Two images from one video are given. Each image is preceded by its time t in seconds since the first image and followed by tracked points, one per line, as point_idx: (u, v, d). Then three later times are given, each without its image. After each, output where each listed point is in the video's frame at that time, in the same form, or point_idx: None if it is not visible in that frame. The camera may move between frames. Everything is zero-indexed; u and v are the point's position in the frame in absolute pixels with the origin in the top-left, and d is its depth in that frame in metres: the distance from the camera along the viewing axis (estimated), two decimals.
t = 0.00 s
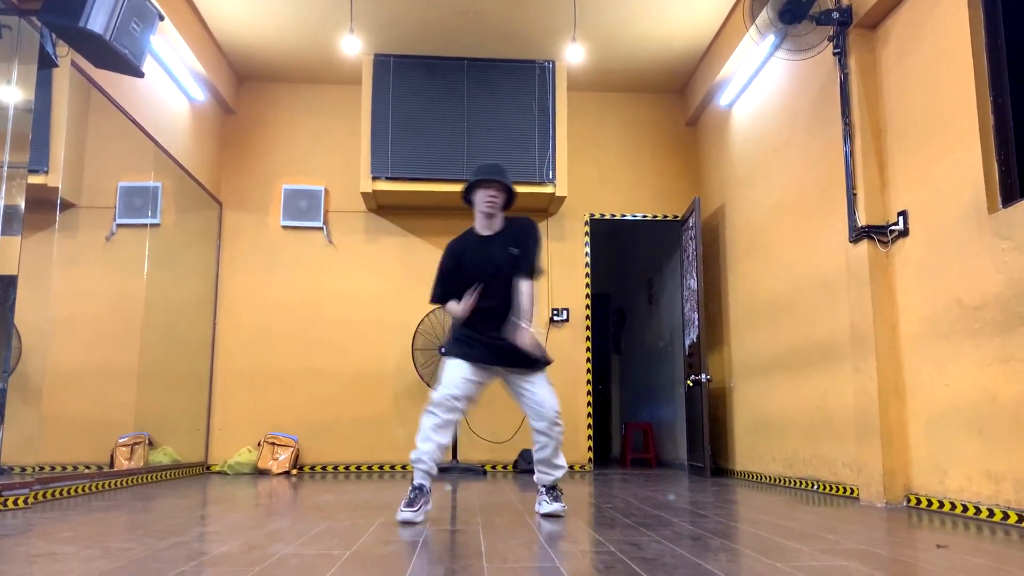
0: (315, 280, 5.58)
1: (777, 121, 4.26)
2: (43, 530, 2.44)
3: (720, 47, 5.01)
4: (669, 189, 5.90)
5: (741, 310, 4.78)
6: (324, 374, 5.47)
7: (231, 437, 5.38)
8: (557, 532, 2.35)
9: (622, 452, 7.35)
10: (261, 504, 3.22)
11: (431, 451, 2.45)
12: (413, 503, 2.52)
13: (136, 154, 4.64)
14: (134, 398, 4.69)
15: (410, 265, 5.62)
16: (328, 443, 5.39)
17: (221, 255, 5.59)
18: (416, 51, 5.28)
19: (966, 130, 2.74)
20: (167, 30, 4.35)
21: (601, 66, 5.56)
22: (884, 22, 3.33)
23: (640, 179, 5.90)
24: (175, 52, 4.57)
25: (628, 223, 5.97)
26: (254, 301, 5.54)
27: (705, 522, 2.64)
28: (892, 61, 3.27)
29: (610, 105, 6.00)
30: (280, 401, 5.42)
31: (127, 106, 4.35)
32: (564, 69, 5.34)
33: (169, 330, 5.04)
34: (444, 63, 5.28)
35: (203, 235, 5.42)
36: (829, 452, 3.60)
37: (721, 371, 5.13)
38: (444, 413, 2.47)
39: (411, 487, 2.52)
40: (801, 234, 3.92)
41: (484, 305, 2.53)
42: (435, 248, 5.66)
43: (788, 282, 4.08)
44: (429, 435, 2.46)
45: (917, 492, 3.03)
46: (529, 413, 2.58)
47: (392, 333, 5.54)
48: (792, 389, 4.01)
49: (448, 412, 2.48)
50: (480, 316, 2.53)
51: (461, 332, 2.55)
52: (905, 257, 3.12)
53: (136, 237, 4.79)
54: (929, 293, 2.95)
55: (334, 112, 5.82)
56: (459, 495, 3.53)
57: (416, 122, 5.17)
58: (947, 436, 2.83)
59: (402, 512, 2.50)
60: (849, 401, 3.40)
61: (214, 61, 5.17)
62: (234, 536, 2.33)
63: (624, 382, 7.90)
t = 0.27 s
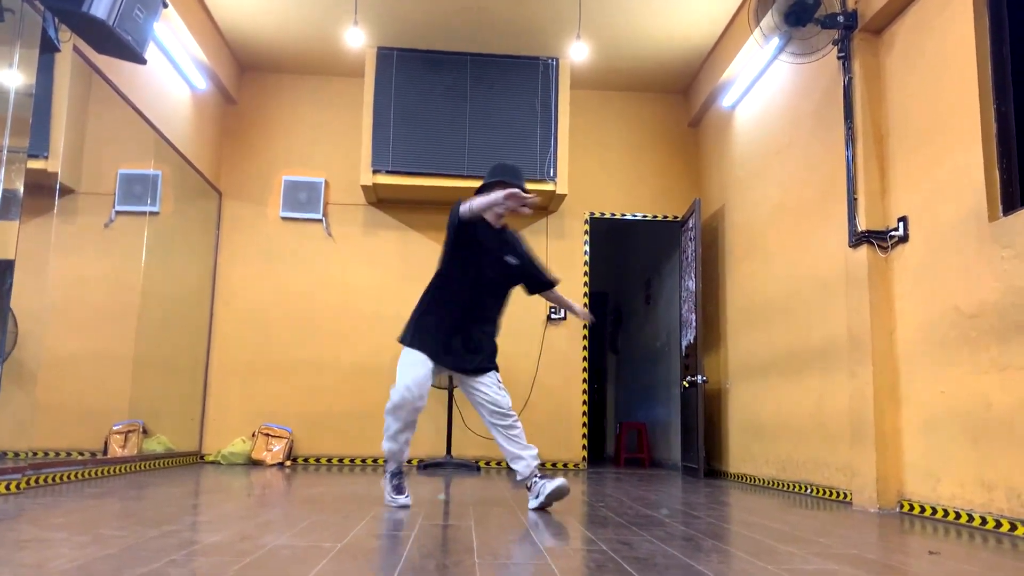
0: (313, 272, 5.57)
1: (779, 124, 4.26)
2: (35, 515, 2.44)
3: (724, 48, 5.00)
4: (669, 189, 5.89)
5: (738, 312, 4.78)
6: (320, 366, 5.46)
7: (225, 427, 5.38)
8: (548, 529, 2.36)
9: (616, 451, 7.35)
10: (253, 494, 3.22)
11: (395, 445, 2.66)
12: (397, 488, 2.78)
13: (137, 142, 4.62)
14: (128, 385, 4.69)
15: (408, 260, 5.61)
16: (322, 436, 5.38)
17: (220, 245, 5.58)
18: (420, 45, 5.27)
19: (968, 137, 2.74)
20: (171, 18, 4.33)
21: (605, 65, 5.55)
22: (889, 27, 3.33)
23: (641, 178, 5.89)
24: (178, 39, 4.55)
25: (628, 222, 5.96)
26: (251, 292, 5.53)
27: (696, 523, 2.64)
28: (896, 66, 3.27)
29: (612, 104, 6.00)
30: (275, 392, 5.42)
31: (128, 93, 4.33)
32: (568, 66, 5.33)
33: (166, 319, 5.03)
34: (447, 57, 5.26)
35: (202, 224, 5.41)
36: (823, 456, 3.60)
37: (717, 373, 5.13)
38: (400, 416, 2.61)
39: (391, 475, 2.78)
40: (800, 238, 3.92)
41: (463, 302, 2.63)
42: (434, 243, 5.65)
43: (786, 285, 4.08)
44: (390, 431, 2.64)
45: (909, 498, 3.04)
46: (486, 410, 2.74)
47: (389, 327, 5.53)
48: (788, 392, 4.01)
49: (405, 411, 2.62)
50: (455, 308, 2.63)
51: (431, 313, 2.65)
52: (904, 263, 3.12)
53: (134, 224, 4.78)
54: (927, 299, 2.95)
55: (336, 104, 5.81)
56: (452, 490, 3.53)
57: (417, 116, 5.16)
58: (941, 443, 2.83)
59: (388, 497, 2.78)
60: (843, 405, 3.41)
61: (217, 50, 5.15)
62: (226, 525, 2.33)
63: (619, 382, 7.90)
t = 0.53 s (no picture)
0: (313, 263, 5.56)
1: (785, 133, 4.26)
2: (26, 497, 2.43)
3: (732, 54, 5.00)
4: (672, 194, 5.89)
5: (736, 319, 4.78)
6: (317, 358, 5.46)
7: (220, 415, 5.37)
8: (538, 530, 2.35)
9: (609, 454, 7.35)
10: (245, 484, 3.22)
11: (391, 448, 2.69)
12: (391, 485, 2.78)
13: (141, 127, 4.62)
14: (124, 371, 4.68)
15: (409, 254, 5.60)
16: (316, 428, 5.38)
17: (220, 234, 5.57)
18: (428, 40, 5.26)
19: (973, 152, 2.73)
20: (180, 4, 4.33)
21: (613, 67, 5.54)
22: (898, 39, 3.33)
23: (644, 182, 5.89)
24: (186, 26, 4.54)
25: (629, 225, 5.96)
26: (251, 281, 5.53)
27: (687, 528, 2.64)
28: (903, 78, 3.27)
29: (618, 106, 5.99)
30: (271, 382, 5.42)
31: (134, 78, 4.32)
32: (575, 67, 5.33)
33: (164, 305, 5.03)
34: (455, 54, 5.26)
35: (203, 212, 5.40)
36: (816, 466, 3.60)
37: (713, 379, 5.13)
38: (398, 424, 2.63)
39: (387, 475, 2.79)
40: (801, 247, 3.92)
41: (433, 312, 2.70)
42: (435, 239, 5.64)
43: (786, 294, 4.08)
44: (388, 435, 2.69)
45: (901, 511, 3.04)
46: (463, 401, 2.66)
47: (387, 321, 5.52)
48: (783, 401, 4.01)
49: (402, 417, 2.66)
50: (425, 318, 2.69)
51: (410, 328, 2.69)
52: (904, 276, 3.12)
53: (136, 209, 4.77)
54: (926, 312, 2.95)
55: (342, 96, 5.80)
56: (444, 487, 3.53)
57: (423, 112, 5.16)
58: (935, 457, 2.83)
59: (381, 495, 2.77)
60: (838, 416, 3.41)
61: (225, 38, 5.15)
62: (217, 514, 2.32)
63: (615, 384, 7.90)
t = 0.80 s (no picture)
0: (314, 256, 5.56)
1: (792, 145, 4.25)
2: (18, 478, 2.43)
3: (743, 65, 5.00)
4: (676, 201, 5.89)
5: (736, 329, 4.78)
6: (315, 351, 5.45)
7: (215, 404, 5.37)
8: (530, 532, 2.35)
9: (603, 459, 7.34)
10: (238, 474, 3.22)
11: (387, 431, 2.73)
12: (382, 481, 2.77)
13: (149, 113, 4.62)
14: (122, 356, 4.68)
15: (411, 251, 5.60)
16: (311, 421, 5.37)
17: (223, 222, 5.57)
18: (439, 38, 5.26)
19: (979, 172, 2.73)
20: None
21: (622, 72, 5.54)
22: (909, 57, 3.33)
23: (649, 188, 5.89)
24: (198, 14, 4.55)
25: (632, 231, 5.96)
26: (251, 271, 5.53)
27: (678, 537, 2.64)
28: (912, 96, 3.27)
29: (626, 112, 5.99)
30: (268, 373, 5.41)
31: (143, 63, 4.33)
32: (585, 70, 5.31)
33: (164, 292, 5.03)
34: (465, 53, 5.25)
35: (207, 200, 5.40)
36: (809, 480, 3.60)
37: (710, 388, 5.12)
38: (400, 405, 2.72)
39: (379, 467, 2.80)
40: (804, 260, 3.92)
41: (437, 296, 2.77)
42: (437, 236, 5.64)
43: (786, 306, 4.08)
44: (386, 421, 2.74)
45: (893, 528, 3.03)
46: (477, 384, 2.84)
47: (386, 317, 5.52)
48: (779, 413, 4.00)
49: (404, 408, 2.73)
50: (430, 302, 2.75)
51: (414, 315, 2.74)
52: (905, 293, 3.12)
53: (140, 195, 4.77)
54: (926, 331, 2.94)
55: (350, 90, 5.80)
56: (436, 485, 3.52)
57: (431, 109, 5.15)
58: (929, 476, 2.82)
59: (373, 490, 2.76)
60: (833, 430, 3.41)
61: (236, 27, 5.15)
62: (208, 503, 2.32)
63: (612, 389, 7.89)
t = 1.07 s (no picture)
0: (317, 251, 5.55)
1: (800, 158, 4.25)
2: (13, 462, 2.43)
3: (753, 76, 5.00)
4: (681, 210, 5.88)
5: (736, 340, 4.77)
6: (314, 345, 5.45)
7: (212, 395, 5.36)
8: (523, 536, 2.34)
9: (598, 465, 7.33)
10: (233, 466, 3.21)
11: (386, 429, 2.74)
12: (375, 478, 2.78)
13: (158, 101, 4.62)
14: (121, 343, 4.68)
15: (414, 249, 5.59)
16: (307, 415, 5.36)
17: (227, 213, 5.57)
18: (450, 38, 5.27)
19: (987, 192, 2.72)
20: None
21: (632, 78, 5.54)
22: (921, 74, 3.32)
23: (654, 196, 5.88)
24: (211, 5, 4.55)
25: (636, 238, 5.95)
26: (254, 263, 5.52)
27: (671, 546, 2.63)
28: (922, 113, 3.26)
29: (633, 118, 5.99)
30: (266, 366, 5.41)
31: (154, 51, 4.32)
32: (594, 75, 5.31)
33: (165, 280, 5.02)
34: (476, 53, 5.25)
35: (212, 191, 5.40)
36: (805, 494, 3.58)
37: (709, 398, 5.11)
38: (405, 405, 2.73)
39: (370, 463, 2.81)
40: (807, 274, 3.91)
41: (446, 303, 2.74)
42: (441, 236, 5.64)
43: (788, 319, 4.07)
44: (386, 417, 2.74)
45: (886, 546, 3.02)
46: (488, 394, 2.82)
47: (387, 314, 5.51)
48: (777, 426, 3.99)
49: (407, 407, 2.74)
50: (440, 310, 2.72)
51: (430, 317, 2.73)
52: (908, 311, 3.11)
53: (146, 183, 4.77)
54: (927, 349, 2.93)
55: (359, 86, 5.81)
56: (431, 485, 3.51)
57: (439, 108, 5.15)
58: (925, 495, 2.81)
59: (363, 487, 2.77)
60: (830, 445, 3.40)
61: (248, 19, 5.15)
62: (202, 494, 2.31)
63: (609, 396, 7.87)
